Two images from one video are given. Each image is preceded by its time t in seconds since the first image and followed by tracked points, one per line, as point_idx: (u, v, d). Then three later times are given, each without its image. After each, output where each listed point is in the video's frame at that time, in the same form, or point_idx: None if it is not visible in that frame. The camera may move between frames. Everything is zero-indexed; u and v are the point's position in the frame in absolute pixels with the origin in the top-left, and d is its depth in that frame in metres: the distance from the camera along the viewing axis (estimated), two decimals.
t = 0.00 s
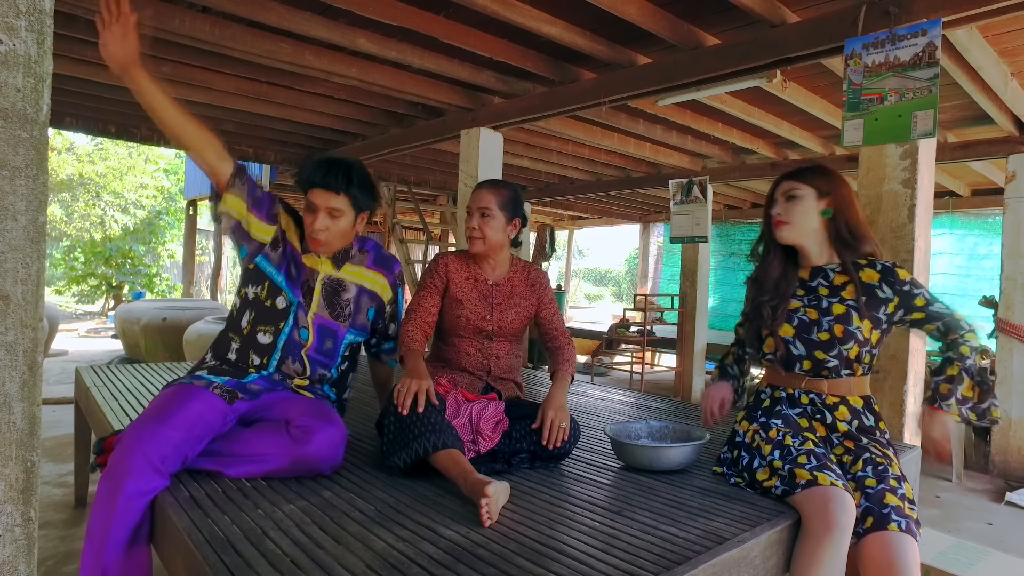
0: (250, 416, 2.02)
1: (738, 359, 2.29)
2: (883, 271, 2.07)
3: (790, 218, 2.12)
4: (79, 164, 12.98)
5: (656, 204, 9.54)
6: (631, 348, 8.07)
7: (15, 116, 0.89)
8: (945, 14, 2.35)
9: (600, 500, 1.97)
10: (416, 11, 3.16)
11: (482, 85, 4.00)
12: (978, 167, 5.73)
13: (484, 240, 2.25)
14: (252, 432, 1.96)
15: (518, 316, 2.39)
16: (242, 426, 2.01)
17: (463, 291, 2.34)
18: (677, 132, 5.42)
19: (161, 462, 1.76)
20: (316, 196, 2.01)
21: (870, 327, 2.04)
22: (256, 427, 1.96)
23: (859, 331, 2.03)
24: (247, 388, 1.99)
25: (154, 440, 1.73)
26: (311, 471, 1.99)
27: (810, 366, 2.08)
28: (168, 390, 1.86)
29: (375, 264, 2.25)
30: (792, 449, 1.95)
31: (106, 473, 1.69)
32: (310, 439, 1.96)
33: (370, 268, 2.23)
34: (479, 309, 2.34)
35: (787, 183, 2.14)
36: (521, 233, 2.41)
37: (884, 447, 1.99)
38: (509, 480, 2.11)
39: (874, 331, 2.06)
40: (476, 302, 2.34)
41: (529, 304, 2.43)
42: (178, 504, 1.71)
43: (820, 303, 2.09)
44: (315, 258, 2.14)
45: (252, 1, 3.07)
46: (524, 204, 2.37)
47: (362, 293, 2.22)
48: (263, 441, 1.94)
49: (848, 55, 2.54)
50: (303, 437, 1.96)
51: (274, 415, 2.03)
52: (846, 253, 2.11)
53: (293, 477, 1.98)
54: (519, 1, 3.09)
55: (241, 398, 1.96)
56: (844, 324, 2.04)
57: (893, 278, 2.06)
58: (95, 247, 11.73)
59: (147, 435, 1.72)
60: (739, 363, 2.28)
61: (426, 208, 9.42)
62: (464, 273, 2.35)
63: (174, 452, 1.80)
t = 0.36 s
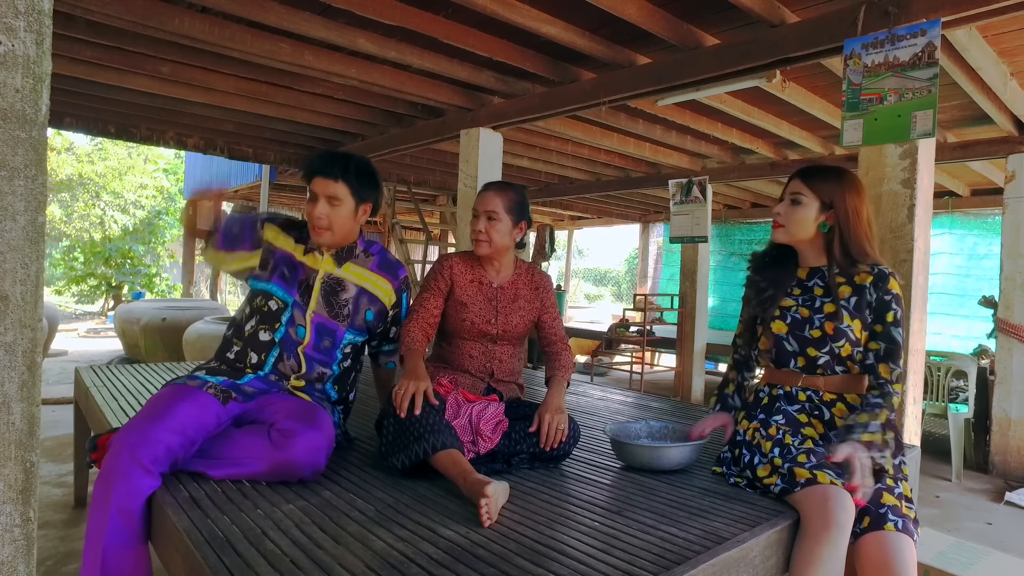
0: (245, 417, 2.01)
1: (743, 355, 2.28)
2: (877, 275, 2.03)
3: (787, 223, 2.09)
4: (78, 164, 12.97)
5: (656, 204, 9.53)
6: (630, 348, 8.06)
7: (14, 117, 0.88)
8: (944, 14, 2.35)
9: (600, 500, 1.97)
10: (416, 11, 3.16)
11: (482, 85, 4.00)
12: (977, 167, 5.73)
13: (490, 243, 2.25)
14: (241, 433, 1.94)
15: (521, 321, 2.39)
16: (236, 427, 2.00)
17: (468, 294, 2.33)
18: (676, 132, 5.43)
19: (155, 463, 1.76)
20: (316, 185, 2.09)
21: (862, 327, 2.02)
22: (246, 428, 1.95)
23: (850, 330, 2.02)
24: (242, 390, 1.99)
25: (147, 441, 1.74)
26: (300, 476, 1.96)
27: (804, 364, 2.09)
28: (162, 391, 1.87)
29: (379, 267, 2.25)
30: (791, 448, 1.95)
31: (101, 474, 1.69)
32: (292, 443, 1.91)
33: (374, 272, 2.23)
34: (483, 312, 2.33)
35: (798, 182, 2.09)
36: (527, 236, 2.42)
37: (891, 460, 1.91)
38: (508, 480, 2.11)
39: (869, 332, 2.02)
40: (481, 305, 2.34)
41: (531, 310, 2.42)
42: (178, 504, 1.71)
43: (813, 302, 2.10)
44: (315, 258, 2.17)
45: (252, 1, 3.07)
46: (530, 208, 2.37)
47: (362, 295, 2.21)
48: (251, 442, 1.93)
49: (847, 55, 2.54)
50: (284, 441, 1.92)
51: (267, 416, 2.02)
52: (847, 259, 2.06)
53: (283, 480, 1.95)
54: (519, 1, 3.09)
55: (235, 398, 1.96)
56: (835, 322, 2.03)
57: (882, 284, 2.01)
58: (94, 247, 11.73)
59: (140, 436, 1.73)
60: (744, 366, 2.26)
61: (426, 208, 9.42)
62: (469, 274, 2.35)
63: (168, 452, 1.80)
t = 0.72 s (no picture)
0: (246, 419, 2.02)
1: (738, 360, 2.30)
2: (874, 277, 2.02)
3: (785, 230, 2.09)
4: (78, 164, 12.97)
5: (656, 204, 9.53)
6: (630, 348, 8.07)
7: (14, 118, 0.89)
8: (943, 14, 2.35)
9: (600, 500, 1.97)
10: (415, 11, 3.16)
11: (482, 85, 4.00)
12: (977, 167, 5.73)
13: (491, 245, 2.25)
14: (243, 433, 1.94)
15: (523, 325, 2.39)
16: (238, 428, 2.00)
17: (468, 295, 2.32)
18: (676, 132, 5.43)
19: (158, 457, 1.76)
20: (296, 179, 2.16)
21: (860, 329, 2.02)
22: (247, 428, 1.96)
23: (849, 333, 2.02)
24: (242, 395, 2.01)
25: (152, 436, 1.75)
26: (299, 475, 1.96)
27: (803, 365, 2.09)
28: (167, 389, 1.89)
29: (369, 265, 2.25)
30: (789, 450, 1.96)
31: (104, 467, 1.69)
32: (293, 440, 1.91)
33: (365, 269, 2.24)
34: (484, 315, 2.33)
35: (790, 188, 2.09)
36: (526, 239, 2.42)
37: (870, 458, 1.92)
38: (508, 481, 2.11)
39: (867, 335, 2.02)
40: (482, 308, 2.33)
41: (531, 312, 2.41)
42: (177, 504, 1.71)
43: (813, 305, 2.09)
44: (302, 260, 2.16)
45: (251, 1, 3.07)
46: (532, 211, 2.37)
47: (353, 292, 2.21)
48: (250, 441, 1.93)
49: (847, 55, 2.54)
50: (285, 438, 1.92)
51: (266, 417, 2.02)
52: (844, 263, 2.06)
53: (281, 480, 1.95)
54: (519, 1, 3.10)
55: (237, 400, 1.98)
56: (835, 324, 2.03)
57: (880, 286, 2.00)
58: (94, 247, 11.72)
59: (145, 431, 1.74)
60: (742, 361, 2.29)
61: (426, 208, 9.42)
62: (470, 277, 2.34)
63: (171, 449, 1.80)
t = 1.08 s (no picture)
0: (247, 418, 2.02)
1: (738, 360, 2.31)
2: (876, 278, 2.01)
3: (784, 233, 2.09)
4: (77, 165, 12.97)
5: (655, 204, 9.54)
6: (630, 348, 8.07)
7: (15, 120, 0.89)
8: (943, 14, 2.36)
9: (600, 501, 1.97)
10: (415, 12, 3.16)
11: (482, 85, 4.01)
12: (976, 167, 5.74)
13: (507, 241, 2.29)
14: (243, 431, 1.94)
15: (519, 317, 2.40)
16: (238, 426, 2.00)
17: (465, 296, 2.33)
18: (676, 132, 5.43)
19: (161, 455, 1.77)
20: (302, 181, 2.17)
21: (862, 329, 2.02)
22: (249, 426, 1.96)
23: (850, 334, 2.02)
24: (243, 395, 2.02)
25: (156, 432, 1.75)
26: (299, 473, 1.96)
27: (804, 366, 2.10)
28: (172, 387, 1.89)
29: (367, 265, 2.24)
30: (789, 451, 1.97)
31: (108, 463, 1.70)
32: (294, 439, 1.91)
33: (363, 268, 2.23)
34: (483, 313, 2.33)
35: (788, 191, 2.09)
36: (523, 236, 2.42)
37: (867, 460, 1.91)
38: (508, 481, 2.11)
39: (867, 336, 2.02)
40: (480, 306, 2.33)
41: (526, 305, 2.43)
42: (178, 504, 1.72)
43: (814, 306, 2.09)
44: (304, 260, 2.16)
45: (251, 1, 3.07)
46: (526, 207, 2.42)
47: (352, 293, 2.20)
48: (252, 440, 1.93)
49: (846, 55, 2.55)
50: (287, 437, 1.92)
51: (268, 416, 2.02)
52: (845, 262, 2.06)
53: (282, 480, 1.95)
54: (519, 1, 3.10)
55: (241, 399, 1.99)
56: (836, 325, 2.03)
57: (881, 286, 2.00)
58: (94, 247, 11.72)
59: (149, 427, 1.75)
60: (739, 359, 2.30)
61: (426, 208, 9.42)
62: (462, 276, 2.34)
63: (175, 447, 1.81)
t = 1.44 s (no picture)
0: (246, 418, 2.02)
1: (738, 360, 2.31)
2: (875, 277, 2.01)
3: (781, 236, 2.10)
4: (77, 165, 12.96)
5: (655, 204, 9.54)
6: (630, 347, 8.07)
7: (14, 121, 0.89)
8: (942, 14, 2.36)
9: (599, 500, 1.97)
10: (415, 11, 3.16)
11: (481, 85, 4.01)
12: (976, 167, 5.74)
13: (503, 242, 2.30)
14: (242, 432, 1.94)
15: (512, 313, 2.42)
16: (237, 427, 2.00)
17: (456, 294, 2.33)
18: (675, 131, 5.43)
19: (158, 459, 1.77)
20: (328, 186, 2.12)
21: (860, 329, 2.02)
22: (247, 427, 1.96)
23: (849, 334, 2.02)
24: (243, 396, 2.02)
25: (151, 437, 1.75)
26: (298, 474, 1.96)
27: (803, 366, 2.10)
28: (168, 390, 1.89)
29: (374, 262, 2.25)
30: (789, 450, 1.97)
31: (104, 468, 1.70)
32: (294, 440, 1.91)
33: (369, 266, 2.23)
34: (475, 311, 2.34)
35: (785, 192, 2.09)
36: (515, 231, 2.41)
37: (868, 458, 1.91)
38: (507, 481, 2.11)
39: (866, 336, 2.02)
40: (471, 304, 2.34)
41: (518, 302, 2.45)
42: (177, 505, 1.72)
43: (812, 306, 2.09)
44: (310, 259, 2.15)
45: (251, 1, 3.07)
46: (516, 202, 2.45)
47: (361, 291, 2.22)
48: (251, 442, 1.93)
49: (846, 55, 2.55)
50: (287, 438, 1.92)
51: (267, 417, 2.02)
52: (844, 262, 2.06)
53: (282, 480, 1.96)
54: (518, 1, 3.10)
55: (238, 400, 1.99)
56: (835, 325, 2.03)
57: (880, 286, 2.00)
58: (94, 247, 11.72)
59: (144, 432, 1.74)
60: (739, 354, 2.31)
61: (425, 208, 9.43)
62: (452, 275, 2.34)
63: (172, 451, 1.82)
